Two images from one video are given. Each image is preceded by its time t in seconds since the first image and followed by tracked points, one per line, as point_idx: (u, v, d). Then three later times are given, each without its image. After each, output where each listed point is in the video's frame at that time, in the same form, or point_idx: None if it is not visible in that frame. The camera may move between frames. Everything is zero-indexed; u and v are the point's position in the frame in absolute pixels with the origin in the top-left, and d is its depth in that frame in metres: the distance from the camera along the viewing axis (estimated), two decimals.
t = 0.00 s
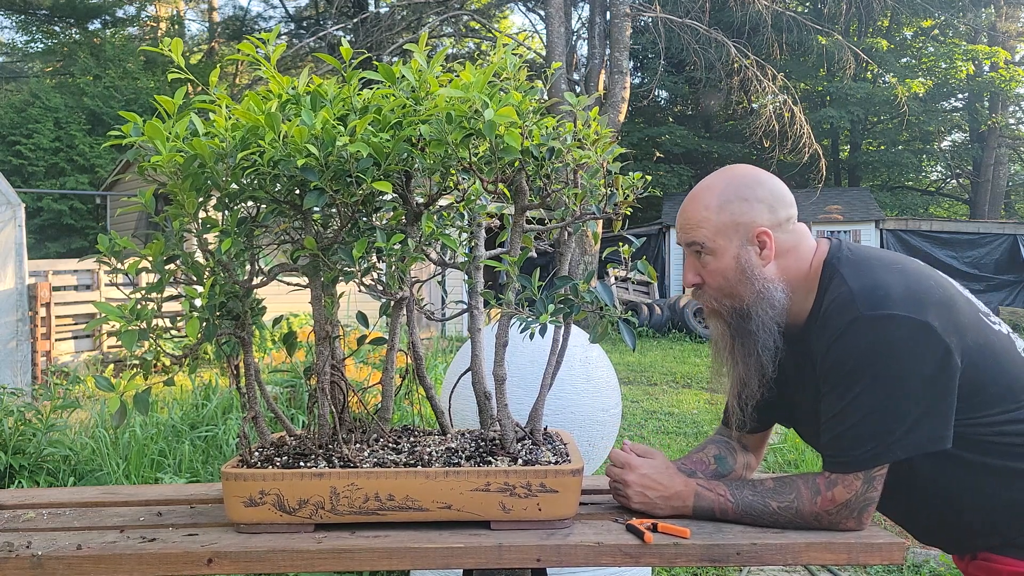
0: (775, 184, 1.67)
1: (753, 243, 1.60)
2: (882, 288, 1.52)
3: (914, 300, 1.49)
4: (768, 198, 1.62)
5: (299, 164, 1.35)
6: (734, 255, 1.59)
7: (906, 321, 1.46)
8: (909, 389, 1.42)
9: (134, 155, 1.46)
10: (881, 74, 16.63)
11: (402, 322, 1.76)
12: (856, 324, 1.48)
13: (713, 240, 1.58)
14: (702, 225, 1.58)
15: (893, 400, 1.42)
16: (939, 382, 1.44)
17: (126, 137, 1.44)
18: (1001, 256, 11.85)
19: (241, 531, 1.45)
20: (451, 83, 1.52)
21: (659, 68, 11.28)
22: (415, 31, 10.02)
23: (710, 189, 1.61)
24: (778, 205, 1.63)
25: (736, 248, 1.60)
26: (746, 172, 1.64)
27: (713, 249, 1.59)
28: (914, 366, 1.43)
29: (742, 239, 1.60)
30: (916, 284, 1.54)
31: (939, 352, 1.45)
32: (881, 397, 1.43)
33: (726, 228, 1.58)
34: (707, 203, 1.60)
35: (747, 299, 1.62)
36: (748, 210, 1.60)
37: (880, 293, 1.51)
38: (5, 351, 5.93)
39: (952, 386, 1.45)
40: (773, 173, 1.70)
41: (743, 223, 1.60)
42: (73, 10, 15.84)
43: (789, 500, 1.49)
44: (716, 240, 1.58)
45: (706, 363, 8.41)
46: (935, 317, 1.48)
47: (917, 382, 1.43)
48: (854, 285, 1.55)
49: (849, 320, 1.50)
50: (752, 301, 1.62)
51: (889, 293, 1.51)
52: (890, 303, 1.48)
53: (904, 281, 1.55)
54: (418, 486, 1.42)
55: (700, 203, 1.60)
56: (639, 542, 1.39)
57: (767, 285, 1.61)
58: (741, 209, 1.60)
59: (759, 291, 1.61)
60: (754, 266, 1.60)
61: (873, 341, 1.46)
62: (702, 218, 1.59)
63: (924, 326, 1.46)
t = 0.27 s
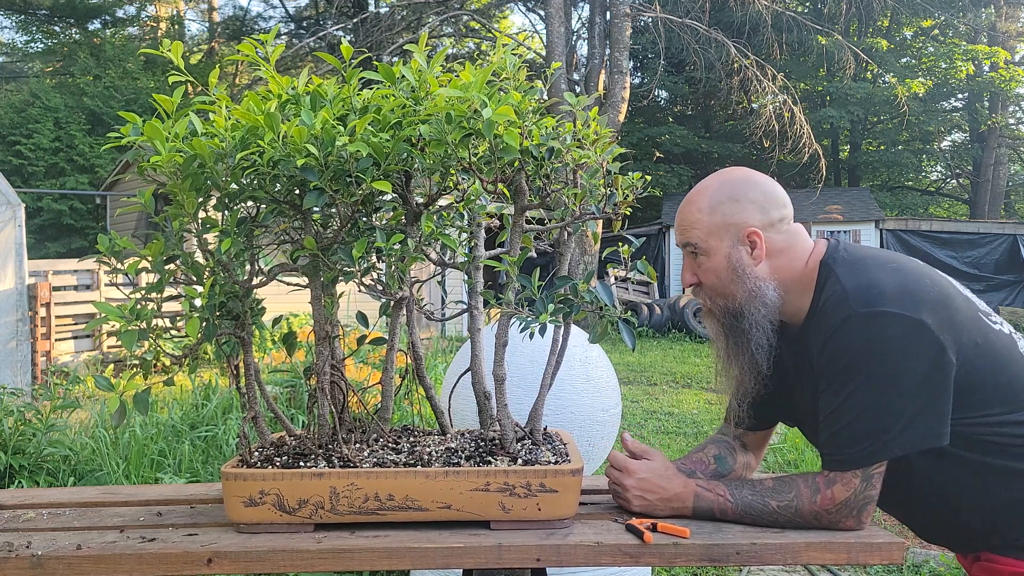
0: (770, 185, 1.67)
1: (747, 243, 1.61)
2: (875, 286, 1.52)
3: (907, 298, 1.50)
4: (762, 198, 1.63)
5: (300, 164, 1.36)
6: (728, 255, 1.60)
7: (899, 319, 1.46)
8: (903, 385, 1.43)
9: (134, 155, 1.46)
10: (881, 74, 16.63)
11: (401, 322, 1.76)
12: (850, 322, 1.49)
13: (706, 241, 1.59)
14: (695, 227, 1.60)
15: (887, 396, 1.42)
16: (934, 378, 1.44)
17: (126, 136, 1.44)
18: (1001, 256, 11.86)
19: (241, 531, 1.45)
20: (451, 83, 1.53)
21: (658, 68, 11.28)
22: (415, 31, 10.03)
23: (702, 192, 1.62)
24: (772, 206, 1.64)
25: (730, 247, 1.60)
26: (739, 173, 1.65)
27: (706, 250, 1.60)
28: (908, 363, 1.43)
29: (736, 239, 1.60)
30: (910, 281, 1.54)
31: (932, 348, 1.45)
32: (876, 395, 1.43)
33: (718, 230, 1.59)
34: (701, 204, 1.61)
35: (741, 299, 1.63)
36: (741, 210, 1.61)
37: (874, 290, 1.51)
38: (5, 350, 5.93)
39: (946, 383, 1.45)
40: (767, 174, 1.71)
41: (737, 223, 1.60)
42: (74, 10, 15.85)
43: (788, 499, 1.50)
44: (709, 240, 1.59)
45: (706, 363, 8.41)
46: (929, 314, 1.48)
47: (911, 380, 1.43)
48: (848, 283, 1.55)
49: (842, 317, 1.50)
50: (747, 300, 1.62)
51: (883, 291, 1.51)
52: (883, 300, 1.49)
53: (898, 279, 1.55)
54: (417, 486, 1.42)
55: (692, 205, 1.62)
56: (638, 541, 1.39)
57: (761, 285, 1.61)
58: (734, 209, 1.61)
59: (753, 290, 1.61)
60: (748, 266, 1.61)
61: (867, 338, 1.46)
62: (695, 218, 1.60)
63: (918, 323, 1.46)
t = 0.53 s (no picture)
0: (766, 185, 1.67)
1: (746, 243, 1.61)
2: (871, 284, 1.52)
3: (903, 295, 1.50)
4: (757, 199, 1.63)
5: (300, 164, 1.36)
6: (727, 256, 1.60)
7: (895, 316, 1.46)
8: (900, 382, 1.43)
9: (134, 155, 1.46)
10: (881, 74, 16.63)
11: (402, 322, 1.76)
12: (846, 320, 1.49)
13: (705, 242, 1.59)
14: (693, 228, 1.59)
15: (885, 394, 1.42)
16: (931, 375, 1.44)
17: (126, 137, 1.44)
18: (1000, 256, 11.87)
19: (241, 531, 1.45)
20: (451, 83, 1.52)
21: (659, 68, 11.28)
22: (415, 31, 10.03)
23: (701, 194, 1.62)
24: (769, 206, 1.64)
25: (729, 247, 1.60)
26: (736, 174, 1.65)
27: (705, 251, 1.60)
28: (904, 361, 1.43)
29: (734, 240, 1.60)
30: (906, 279, 1.54)
31: (928, 345, 1.45)
32: (873, 392, 1.43)
33: (716, 230, 1.59)
34: (698, 206, 1.61)
35: (741, 299, 1.63)
36: (739, 210, 1.61)
37: (869, 289, 1.51)
38: (5, 351, 5.92)
39: (944, 380, 1.45)
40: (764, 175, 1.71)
41: (734, 224, 1.60)
42: (74, 10, 15.86)
43: (789, 499, 1.49)
44: (708, 241, 1.59)
45: (705, 363, 8.41)
46: (925, 312, 1.48)
47: (908, 377, 1.43)
48: (844, 283, 1.55)
49: (838, 316, 1.50)
50: (746, 301, 1.62)
51: (878, 289, 1.51)
52: (879, 298, 1.49)
53: (894, 277, 1.55)
54: (417, 486, 1.42)
55: (690, 207, 1.62)
56: (639, 542, 1.39)
57: (761, 284, 1.62)
58: (732, 210, 1.61)
59: (753, 290, 1.61)
60: (747, 266, 1.61)
61: (863, 336, 1.46)
62: (693, 220, 1.60)
63: (913, 321, 1.46)
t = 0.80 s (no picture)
0: (767, 184, 1.68)
1: (750, 240, 1.61)
2: (870, 284, 1.52)
3: (903, 295, 1.50)
4: (761, 196, 1.64)
5: (300, 164, 1.36)
6: (732, 253, 1.60)
7: (896, 315, 1.46)
8: (901, 381, 1.43)
9: (134, 155, 1.46)
10: (881, 74, 16.62)
11: (402, 322, 1.76)
12: (846, 320, 1.49)
13: (711, 239, 1.59)
14: (698, 225, 1.59)
15: (886, 393, 1.42)
16: (931, 375, 1.44)
17: (126, 137, 1.44)
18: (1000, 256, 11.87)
19: (241, 531, 1.45)
20: (451, 83, 1.52)
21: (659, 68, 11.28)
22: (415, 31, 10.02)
23: (705, 192, 1.62)
24: (771, 204, 1.65)
25: (734, 244, 1.60)
26: (739, 172, 1.66)
27: (711, 248, 1.59)
28: (905, 359, 1.43)
29: (739, 237, 1.60)
30: (905, 279, 1.54)
31: (929, 344, 1.45)
32: (875, 391, 1.43)
33: (721, 227, 1.59)
34: (703, 204, 1.61)
35: (747, 296, 1.62)
36: (743, 208, 1.61)
37: (868, 289, 1.51)
38: (5, 351, 5.92)
39: (943, 379, 1.45)
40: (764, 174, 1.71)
41: (739, 221, 1.60)
42: (74, 10, 15.88)
43: (789, 499, 1.49)
44: (714, 238, 1.59)
45: (705, 363, 8.41)
46: (924, 311, 1.48)
47: (909, 376, 1.43)
48: (844, 283, 1.55)
49: (838, 315, 1.50)
50: (754, 297, 1.62)
51: (877, 289, 1.51)
52: (879, 298, 1.49)
53: (893, 277, 1.55)
54: (417, 486, 1.42)
55: (695, 204, 1.61)
56: (639, 542, 1.39)
57: (765, 282, 1.62)
58: (736, 207, 1.61)
59: (759, 288, 1.61)
60: (752, 263, 1.61)
61: (863, 335, 1.46)
62: (699, 216, 1.60)
63: (914, 320, 1.46)
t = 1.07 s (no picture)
0: (767, 183, 1.68)
1: (751, 238, 1.61)
2: (871, 284, 1.52)
3: (904, 295, 1.50)
4: (761, 195, 1.64)
5: (300, 164, 1.36)
6: (734, 251, 1.60)
7: (898, 315, 1.46)
8: (904, 381, 1.43)
9: (134, 155, 1.46)
10: (881, 74, 16.63)
11: (402, 322, 1.76)
12: (848, 320, 1.49)
13: (713, 238, 1.58)
14: (700, 224, 1.59)
15: (889, 392, 1.42)
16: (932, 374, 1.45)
17: (126, 137, 1.44)
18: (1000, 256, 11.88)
19: (241, 531, 1.45)
20: (451, 83, 1.52)
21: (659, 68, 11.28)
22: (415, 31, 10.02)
23: (706, 190, 1.62)
24: (770, 203, 1.65)
25: (736, 243, 1.60)
26: (738, 172, 1.66)
27: (713, 247, 1.59)
28: (907, 358, 1.44)
29: (740, 236, 1.60)
30: (906, 279, 1.55)
31: (930, 342, 1.45)
32: (877, 390, 1.43)
33: (723, 226, 1.59)
34: (703, 203, 1.61)
35: (749, 296, 1.62)
36: (744, 208, 1.61)
37: (870, 289, 1.51)
38: (4, 351, 5.91)
39: (945, 379, 1.45)
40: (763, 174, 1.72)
41: (740, 221, 1.60)
42: (73, 10, 15.91)
43: (789, 499, 1.49)
44: (715, 237, 1.59)
45: (705, 363, 8.41)
46: (926, 311, 1.48)
47: (912, 375, 1.43)
48: (845, 283, 1.55)
49: (840, 316, 1.50)
50: (755, 296, 1.62)
51: (879, 289, 1.51)
52: (880, 298, 1.49)
53: (895, 277, 1.55)
54: (417, 486, 1.42)
55: (696, 204, 1.61)
56: (638, 542, 1.39)
57: (767, 281, 1.61)
58: (737, 205, 1.61)
59: (761, 286, 1.61)
60: (753, 261, 1.61)
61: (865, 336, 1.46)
62: (700, 216, 1.60)
63: (915, 320, 1.46)
